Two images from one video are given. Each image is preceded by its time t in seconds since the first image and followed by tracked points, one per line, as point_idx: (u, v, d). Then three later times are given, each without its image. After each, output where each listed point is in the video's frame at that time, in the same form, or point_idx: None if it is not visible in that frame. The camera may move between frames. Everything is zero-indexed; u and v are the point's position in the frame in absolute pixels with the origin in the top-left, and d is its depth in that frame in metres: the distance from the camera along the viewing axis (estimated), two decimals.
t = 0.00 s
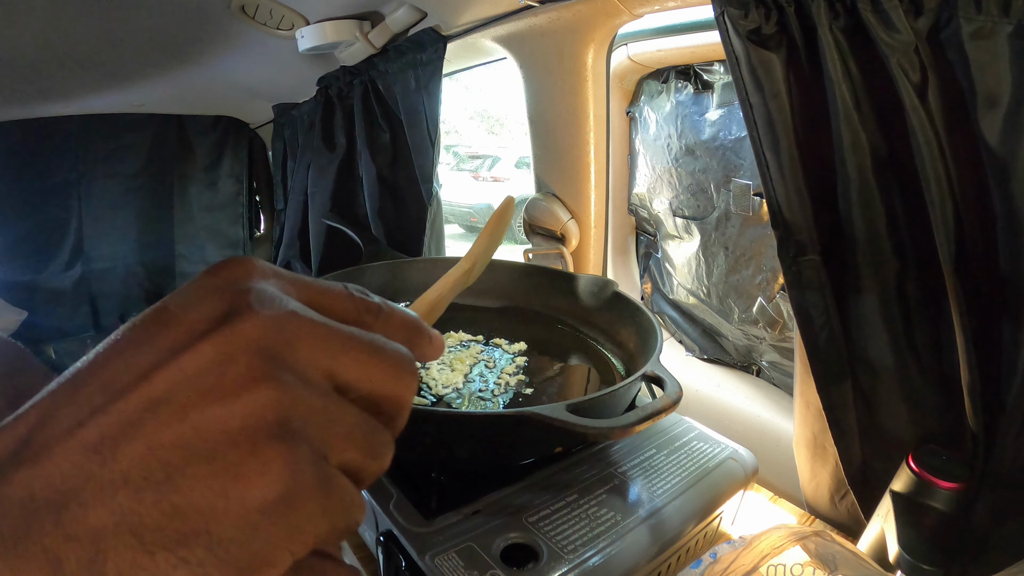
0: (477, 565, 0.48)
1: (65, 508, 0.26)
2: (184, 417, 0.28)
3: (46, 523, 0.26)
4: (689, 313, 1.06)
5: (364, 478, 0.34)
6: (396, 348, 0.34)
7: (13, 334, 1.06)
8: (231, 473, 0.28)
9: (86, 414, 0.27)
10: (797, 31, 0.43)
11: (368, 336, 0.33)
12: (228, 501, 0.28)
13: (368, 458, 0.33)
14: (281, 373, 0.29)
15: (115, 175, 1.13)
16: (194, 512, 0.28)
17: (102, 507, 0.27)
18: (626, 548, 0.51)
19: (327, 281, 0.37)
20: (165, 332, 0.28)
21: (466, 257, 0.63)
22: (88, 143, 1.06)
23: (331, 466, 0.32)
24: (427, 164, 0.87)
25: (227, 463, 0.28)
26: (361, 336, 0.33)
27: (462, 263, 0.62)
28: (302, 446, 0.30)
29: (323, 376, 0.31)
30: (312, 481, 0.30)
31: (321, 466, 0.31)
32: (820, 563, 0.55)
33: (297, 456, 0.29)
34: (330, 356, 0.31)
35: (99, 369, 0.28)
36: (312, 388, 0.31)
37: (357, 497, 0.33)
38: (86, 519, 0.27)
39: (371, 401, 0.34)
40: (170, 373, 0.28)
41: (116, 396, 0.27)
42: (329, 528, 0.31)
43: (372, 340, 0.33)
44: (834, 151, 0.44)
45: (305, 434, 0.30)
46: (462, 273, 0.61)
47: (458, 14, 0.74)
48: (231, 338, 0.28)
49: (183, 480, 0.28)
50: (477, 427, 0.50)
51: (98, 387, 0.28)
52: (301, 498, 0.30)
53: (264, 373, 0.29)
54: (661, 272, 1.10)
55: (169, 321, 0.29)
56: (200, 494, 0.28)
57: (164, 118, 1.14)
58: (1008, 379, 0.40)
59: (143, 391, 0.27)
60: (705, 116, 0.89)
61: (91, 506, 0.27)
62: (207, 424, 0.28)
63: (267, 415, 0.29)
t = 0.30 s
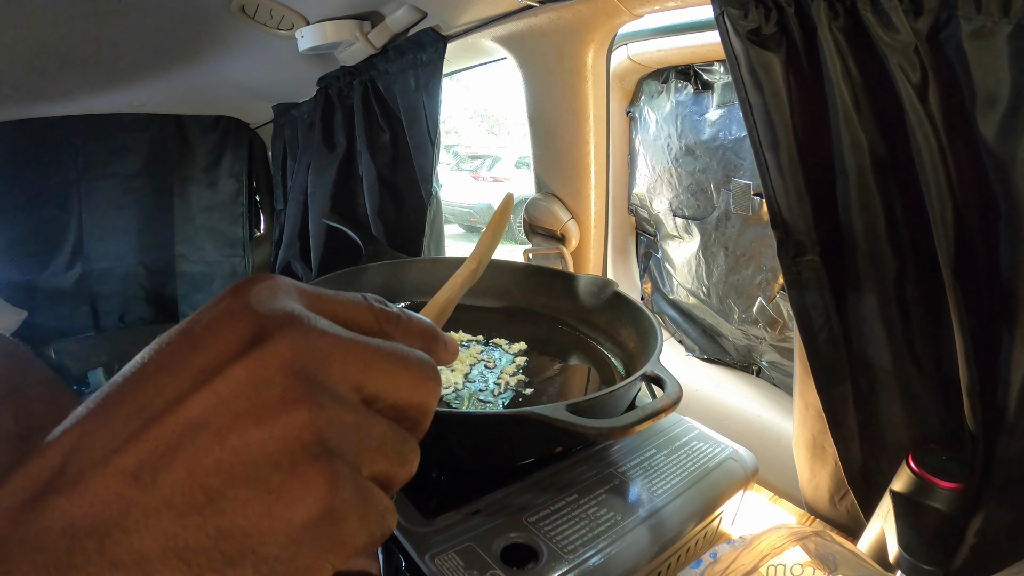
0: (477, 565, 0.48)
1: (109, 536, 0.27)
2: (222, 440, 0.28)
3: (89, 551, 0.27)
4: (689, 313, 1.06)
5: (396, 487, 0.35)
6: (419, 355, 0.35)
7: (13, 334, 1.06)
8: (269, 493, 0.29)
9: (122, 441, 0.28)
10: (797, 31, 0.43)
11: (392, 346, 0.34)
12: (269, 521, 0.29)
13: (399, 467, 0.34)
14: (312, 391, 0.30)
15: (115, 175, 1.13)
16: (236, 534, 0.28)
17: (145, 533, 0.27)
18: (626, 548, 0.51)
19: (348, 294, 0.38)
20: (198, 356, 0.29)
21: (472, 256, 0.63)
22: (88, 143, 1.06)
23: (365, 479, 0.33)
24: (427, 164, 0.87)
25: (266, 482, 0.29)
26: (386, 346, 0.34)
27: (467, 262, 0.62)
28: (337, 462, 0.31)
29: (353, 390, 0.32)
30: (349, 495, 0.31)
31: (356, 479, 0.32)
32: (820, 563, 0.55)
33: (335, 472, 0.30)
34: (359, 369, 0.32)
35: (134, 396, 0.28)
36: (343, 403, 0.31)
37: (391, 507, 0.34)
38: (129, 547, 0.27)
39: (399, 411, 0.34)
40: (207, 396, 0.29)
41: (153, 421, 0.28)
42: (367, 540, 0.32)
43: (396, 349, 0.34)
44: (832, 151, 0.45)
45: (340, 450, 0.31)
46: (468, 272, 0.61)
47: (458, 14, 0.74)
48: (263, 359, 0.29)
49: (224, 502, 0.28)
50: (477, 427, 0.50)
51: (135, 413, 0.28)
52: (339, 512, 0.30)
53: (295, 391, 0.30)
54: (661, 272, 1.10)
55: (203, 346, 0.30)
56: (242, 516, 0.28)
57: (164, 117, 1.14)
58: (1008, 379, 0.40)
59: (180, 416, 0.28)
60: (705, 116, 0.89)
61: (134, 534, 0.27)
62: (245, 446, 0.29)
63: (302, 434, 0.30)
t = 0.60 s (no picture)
0: (477, 565, 0.49)
1: (115, 555, 0.27)
2: (224, 460, 0.28)
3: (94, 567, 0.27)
4: (689, 313, 1.06)
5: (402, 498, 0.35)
6: (421, 365, 0.34)
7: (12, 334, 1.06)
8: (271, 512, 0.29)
9: (124, 462, 0.28)
10: (796, 31, 0.43)
11: (394, 358, 0.33)
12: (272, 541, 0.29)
13: (404, 479, 0.34)
14: (312, 409, 0.29)
15: (115, 176, 1.13)
16: (241, 553, 0.28)
17: (151, 552, 0.27)
18: (626, 548, 0.51)
19: (347, 304, 0.37)
20: (196, 377, 0.29)
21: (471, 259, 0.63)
22: (89, 143, 1.06)
23: (369, 493, 0.32)
24: (427, 164, 0.87)
25: (269, 502, 0.29)
26: (388, 359, 0.33)
27: (466, 266, 0.62)
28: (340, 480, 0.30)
29: (354, 405, 0.31)
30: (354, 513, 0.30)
31: (360, 495, 0.31)
32: (820, 563, 0.55)
33: (339, 492, 0.30)
34: (361, 385, 0.31)
35: (135, 418, 0.28)
36: (345, 419, 0.31)
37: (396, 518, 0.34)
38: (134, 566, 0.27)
39: (403, 422, 0.34)
40: (206, 417, 0.28)
41: (154, 442, 0.28)
42: (372, 554, 0.32)
43: (398, 361, 0.33)
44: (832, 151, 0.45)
45: (343, 468, 0.31)
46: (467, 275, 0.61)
47: (458, 14, 0.74)
48: (261, 379, 0.29)
49: (227, 522, 0.28)
50: (478, 427, 0.50)
51: (138, 433, 0.28)
52: (344, 530, 0.30)
53: (295, 411, 0.29)
54: (661, 272, 1.10)
55: (202, 367, 0.29)
56: (246, 536, 0.28)
57: (164, 117, 1.14)
58: (1008, 379, 0.40)
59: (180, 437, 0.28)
60: (705, 116, 0.89)
61: (139, 555, 0.27)
62: (246, 466, 0.29)
63: (304, 454, 0.29)
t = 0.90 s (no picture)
0: (477, 565, 0.48)
1: None
2: (221, 487, 0.28)
3: None
4: (689, 313, 1.06)
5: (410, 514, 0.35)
6: (428, 375, 0.34)
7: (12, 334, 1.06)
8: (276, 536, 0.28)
9: (124, 489, 0.27)
10: (797, 31, 0.43)
11: (399, 370, 0.33)
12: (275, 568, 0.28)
13: (413, 493, 0.34)
14: (316, 426, 0.29)
15: (115, 176, 1.13)
16: None
17: None
18: (626, 548, 0.51)
19: (349, 315, 0.37)
20: (194, 399, 0.29)
21: (478, 259, 0.63)
22: (89, 144, 1.06)
23: (376, 512, 0.32)
24: (427, 164, 0.87)
25: (271, 528, 0.28)
26: (394, 372, 0.33)
27: (474, 268, 0.62)
28: (345, 504, 0.30)
29: (360, 421, 0.31)
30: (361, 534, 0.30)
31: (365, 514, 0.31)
32: (820, 563, 0.55)
33: (343, 515, 0.30)
34: (364, 401, 0.31)
35: (132, 445, 0.28)
36: (349, 437, 0.31)
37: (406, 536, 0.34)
38: None
39: (411, 436, 0.34)
40: (203, 441, 0.28)
41: (152, 467, 0.27)
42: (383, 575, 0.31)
43: (404, 374, 0.33)
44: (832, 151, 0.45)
45: (346, 491, 0.31)
46: (475, 278, 0.61)
47: (458, 14, 0.74)
48: (261, 399, 0.28)
49: (229, 550, 0.28)
50: (478, 427, 0.50)
51: (134, 459, 0.27)
52: (353, 554, 0.30)
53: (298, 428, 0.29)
54: (661, 272, 1.10)
55: (200, 388, 0.29)
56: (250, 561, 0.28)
57: (164, 118, 1.14)
58: (1009, 379, 0.40)
59: (178, 462, 0.27)
60: (705, 116, 0.89)
61: None
62: (246, 491, 0.28)
63: (305, 475, 0.29)
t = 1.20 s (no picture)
0: (477, 565, 0.49)
1: None
2: (197, 483, 0.28)
3: None
4: (689, 313, 1.06)
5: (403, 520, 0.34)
6: (424, 376, 0.33)
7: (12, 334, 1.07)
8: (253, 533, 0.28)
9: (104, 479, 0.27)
10: (796, 31, 0.43)
11: (393, 369, 0.33)
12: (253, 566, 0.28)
13: (405, 499, 0.33)
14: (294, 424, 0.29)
15: (115, 176, 1.13)
16: None
17: None
18: (626, 548, 0.51)
19: (345, 314, 0.37)
20: (177, 393, 0.29)
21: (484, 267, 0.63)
22: (88, 144, 1.06)
23: (365, 516, 0.32)
24: (427, 163, 0.87)
25: (249, 525, 0.28)
26: (386, 370, 0.32)
27: (482, 275, 0.62)
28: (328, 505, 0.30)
29: (348, 421, 0.31)
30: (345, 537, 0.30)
31: (349, 515, 0.31)
32: (820, 563, 0.55)
33: (323, 516, 0.29)
34: (353, 400, 0.31)
35: (115, 437, 0.28)
36: (336, 436, 0.30)
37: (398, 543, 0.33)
38: None
39: (404, 438, 0.33)
40: (181, 434, 0.28)
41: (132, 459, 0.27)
42: None
43: (398, 373, 0.33)
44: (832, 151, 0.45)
45: (331, 491, 0.30)
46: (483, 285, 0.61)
47: (458, 14, 0.74)
48: (242, 393, 0.28)
49: (205, 547, 0.27)
50: (478, 426, 0.50)
51: (110, 452, 0.28)
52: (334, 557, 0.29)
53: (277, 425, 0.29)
54: (661, 272, 1.10)
55: (182, 383, 0.29)
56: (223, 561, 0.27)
57: (164, 117, 1.14)
58: (1009, 380, 0.40)
59: (157, 454, 0.28)
60: (705, 116, 0.89)
61: None
62: (223, 488, 0.28)
63: (285, 472, 0.29)
